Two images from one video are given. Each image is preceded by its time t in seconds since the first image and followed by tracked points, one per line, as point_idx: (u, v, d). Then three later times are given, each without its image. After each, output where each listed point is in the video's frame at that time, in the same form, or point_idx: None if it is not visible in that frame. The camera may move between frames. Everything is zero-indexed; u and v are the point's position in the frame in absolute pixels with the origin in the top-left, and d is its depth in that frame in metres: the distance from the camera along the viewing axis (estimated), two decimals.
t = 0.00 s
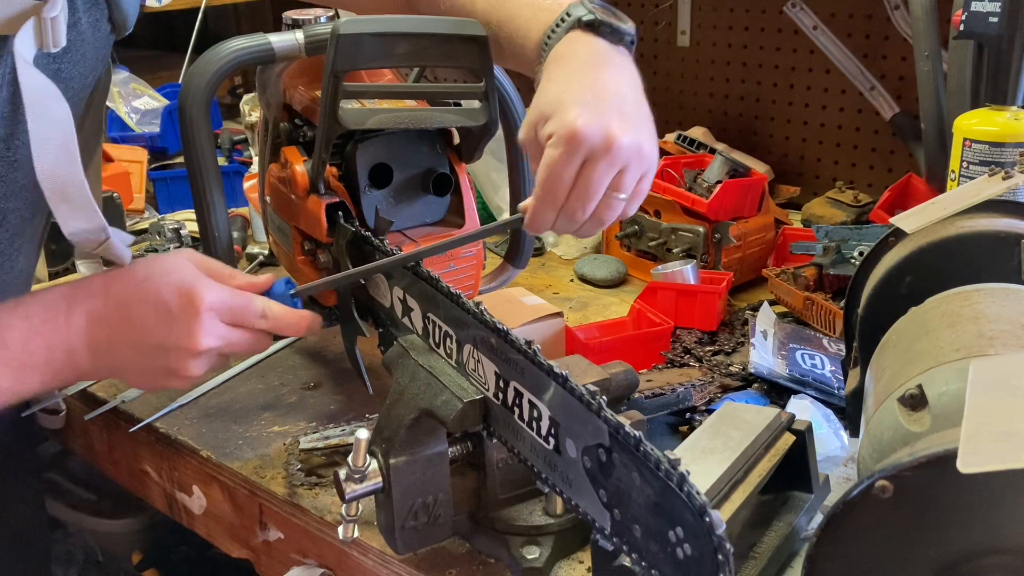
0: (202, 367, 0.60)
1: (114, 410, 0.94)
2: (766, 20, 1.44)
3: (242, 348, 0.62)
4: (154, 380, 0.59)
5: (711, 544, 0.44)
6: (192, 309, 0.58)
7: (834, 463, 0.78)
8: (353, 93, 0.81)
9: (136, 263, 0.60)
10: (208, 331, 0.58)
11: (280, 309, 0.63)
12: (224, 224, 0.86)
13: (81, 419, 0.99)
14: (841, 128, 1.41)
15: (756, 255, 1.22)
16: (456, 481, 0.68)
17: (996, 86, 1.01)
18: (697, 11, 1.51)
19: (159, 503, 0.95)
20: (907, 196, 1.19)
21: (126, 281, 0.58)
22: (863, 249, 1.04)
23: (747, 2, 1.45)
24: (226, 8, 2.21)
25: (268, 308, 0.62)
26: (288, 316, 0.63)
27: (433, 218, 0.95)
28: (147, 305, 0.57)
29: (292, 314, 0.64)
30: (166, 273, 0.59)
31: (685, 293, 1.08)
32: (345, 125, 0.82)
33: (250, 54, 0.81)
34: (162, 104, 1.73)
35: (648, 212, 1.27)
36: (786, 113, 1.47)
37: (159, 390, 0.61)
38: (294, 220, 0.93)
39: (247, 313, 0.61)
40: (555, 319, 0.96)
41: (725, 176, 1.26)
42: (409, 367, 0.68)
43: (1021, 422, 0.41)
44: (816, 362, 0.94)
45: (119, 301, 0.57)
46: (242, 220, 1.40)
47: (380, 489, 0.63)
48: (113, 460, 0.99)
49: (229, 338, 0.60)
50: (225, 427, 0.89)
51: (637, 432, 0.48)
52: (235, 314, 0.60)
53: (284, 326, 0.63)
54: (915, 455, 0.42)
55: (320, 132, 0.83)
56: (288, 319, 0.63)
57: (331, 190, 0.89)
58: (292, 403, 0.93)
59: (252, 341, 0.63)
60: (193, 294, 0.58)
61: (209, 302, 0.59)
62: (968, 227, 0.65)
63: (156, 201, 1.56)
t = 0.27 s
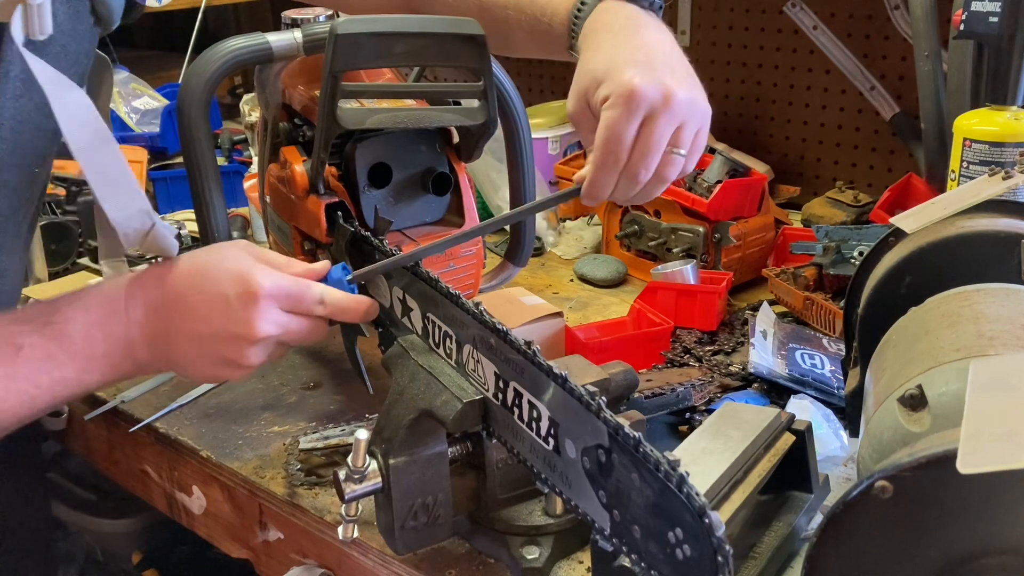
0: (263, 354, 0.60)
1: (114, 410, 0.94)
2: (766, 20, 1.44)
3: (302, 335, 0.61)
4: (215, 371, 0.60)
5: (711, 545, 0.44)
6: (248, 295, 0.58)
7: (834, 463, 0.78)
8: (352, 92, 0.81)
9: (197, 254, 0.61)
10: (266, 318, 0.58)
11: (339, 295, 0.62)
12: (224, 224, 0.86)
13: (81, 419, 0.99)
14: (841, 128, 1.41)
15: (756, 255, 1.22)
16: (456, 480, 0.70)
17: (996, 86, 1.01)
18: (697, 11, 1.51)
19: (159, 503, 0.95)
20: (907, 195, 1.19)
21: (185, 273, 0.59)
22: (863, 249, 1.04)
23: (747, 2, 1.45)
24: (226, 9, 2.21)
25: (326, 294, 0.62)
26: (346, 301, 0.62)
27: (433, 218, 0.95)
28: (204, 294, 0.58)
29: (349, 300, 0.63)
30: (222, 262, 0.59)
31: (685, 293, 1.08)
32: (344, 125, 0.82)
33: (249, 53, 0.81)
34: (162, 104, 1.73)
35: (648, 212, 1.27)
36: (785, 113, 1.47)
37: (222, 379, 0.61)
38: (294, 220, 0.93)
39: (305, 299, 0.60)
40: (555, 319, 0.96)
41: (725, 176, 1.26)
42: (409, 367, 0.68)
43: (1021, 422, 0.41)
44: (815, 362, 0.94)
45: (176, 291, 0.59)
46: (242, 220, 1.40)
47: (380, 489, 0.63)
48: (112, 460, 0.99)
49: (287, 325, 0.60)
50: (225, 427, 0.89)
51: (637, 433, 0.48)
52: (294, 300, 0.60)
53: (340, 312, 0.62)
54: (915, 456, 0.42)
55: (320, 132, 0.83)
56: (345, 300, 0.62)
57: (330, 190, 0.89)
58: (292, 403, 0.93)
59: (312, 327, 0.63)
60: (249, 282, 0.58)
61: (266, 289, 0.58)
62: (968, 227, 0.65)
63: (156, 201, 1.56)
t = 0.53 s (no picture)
0: (185, 356, 0.58)
1: (114, 410, 0.94)
2: (766, 20, 1.43)
3: (226, 334, 0.59)
4: (139, 377, 0.58)
5: (710, 546, 0.44)
6: (157, 301, 0.55)
7: (834, 463, 0.78)
8: (352, 92, 0.81)
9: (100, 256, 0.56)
10: (181, 324, 0.56)
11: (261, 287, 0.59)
12: (224, 224, 0.86)
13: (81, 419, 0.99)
14: (841, 128, 1.41)
15: (756, 255, 1.22)
16: (456, 481, 0.68)
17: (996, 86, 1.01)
18: (697, 11, 1.51)
19: (159, 503, 0.95)
20: (907, 196, 1.19)
21: (91, 274, 0.55)
22: (863, 249, 1.04)
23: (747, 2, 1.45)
24: (226, 9, 2.21)
25: (245, 289, 0.58)
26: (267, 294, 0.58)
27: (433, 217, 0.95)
28: (111, 303, 0.55)
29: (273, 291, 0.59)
30: (127, 266, 0.55)
31: (685, 293, 1.08)
32: (344, 125, 0.82)
33: (248, 52, 0.81)
34: (162, 104, 1.73)
35: (648, 212, 1.27)
36: (785, 113, 1.47)
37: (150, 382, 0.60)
38: (294, 220, 0.93)
39: (221, 297, 0.57)
40: (555, 319, 0.96)
41: (725, 176, 1.26)
42: (408, 366, 0.68)
43: (1020, 422, 0.41)
44: (815, 362, 0.94)
45: (81, 300, 0.55)
46: (242, 220, 1.40)
47: (380, 489, 0.63)
48: (112, 460, 0.99)
49: (207, 326, 0.58)
50: (225, 427, 0.89)
51: (637, 433, 0.48)
52: (209, 299, 0.57)
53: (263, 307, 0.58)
54: (915, 456, 0.42)
55: (320, 132, 0.83)
56: (272, 296, 0.58)
57: (330, 190, 0.89)
58: (292, 403, 0.93)
59: (243, 324, 0.60)
60: (158, 286, 0.55)
61: (175, 293, 0.55)
62: (968, 227, 0.65)
63: (156, 201, 1.56)
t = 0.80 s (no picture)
0: None
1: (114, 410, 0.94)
2: (766, 20, 1.43)
3: None
4: None
5: (711, 546, 0.44)
6: None
7: (834, 463, 0.78)
8: (353, 92, 0.81)
9: None
10: None
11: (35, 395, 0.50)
12: (224, 224, 0.86)
13: (81, 419, 0.99)
14: (841, 128, 1.41)
15: (756, 255, 1.22)
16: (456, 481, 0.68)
17: (996, 86, 1.01)
18: (697, 11, 1.51)
19: (159, 503, 0.95)
20: (907, 195, 1.19)
21: None
22: (863, 249, 1.04)
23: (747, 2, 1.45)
24: (226, 9, 2.21)
25: None
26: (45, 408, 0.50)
27: (432, 217, 0.95)
28: None
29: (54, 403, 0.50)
30: None
31: (685, 293, 1.08)
32: (344, 125, 0.82)
33: (248, 52, 0.81)
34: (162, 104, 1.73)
35: (648, 212, 1.27)
36: (786, 113, 1.47)
37: None
38: (294, 220, 0.93)
39: None
40: (555, 319, 0.96)
41: (725, 176, 1.26)
42: (408, 367, 0.67)
43: (1020, 422, 0.41)
44: (815, 362, 0.94)
45: None
46: (242, 220, 1.40)
47: (380, 489, 0.63)
48: (113, 460, 0.99)
49: None
50: (225, 427, 0.89)
51: (637, 433, 0.48)
52: None
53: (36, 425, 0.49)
54: (915, 456, 0.42)
55: (320, 133, 0.83)
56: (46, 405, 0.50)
57: (330, 190, 0.89)
58: (292, 403, 0.93)
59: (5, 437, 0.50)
60: None
61: None
62: (968, 227, 0.65)
63: (156, 201, 1.56)
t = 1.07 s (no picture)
0: None
1: (114, 410, 0.94)
2: (766, 20, 1.43)
3: None
4: None
5: (711, 546, 0.44)
6: None
7: (834, 463, 0.78)
8: (352, 92, 0.81)
9: None
10: None
11: None
12: (224, 224, 0.86)
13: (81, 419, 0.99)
14: (841, 128, 1.41)
15: (756, 255, 1.22)
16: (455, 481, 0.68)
17: (996, 86, 1.01)
18: (697, 11, 1.51)
19: (159, 503, 0.95)
20: (907, 195, 1.19)
21: None
22: (863, 249, 1.03)
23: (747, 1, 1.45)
24: (226, 9, 2.21)
25: None
26: None
27: (432, 217, 0.95)
28: None
29: None
30: None
31: (685, 293, 1.08)
32: (344, 125, 0.82)
33: (248, 52, 0.81)
34: (162, 104, 1.73)
35: (648, 212, 1.27)
36: (785, 113, 1.47)
37: None
38: (294, 220, 0.93)
39: None
40: (555, 319, 0.96)
41: (725, 176, 1.26)
42: (409, 367, 0.67)
43: (1020, 422, 0.41)
44: (815, 362, 0.94)
45: None
46: (242, 220, 1.40)
47: (380, 489, 0.63)
48: (112, 460, 0.99)
49: None
50: (224, 427, 0.89)
51: (637, 433, 0.48)
52: None
53: None
54: (915, 456, 0.42)
55: (320, 132, 0.83)
56: None
57: (330, 190, 0.89)
58: (292, 403, 0.93)
59: None
60: None
61: None
62: (968, 227, 0.65)
63: (156, 201, 1.56)
